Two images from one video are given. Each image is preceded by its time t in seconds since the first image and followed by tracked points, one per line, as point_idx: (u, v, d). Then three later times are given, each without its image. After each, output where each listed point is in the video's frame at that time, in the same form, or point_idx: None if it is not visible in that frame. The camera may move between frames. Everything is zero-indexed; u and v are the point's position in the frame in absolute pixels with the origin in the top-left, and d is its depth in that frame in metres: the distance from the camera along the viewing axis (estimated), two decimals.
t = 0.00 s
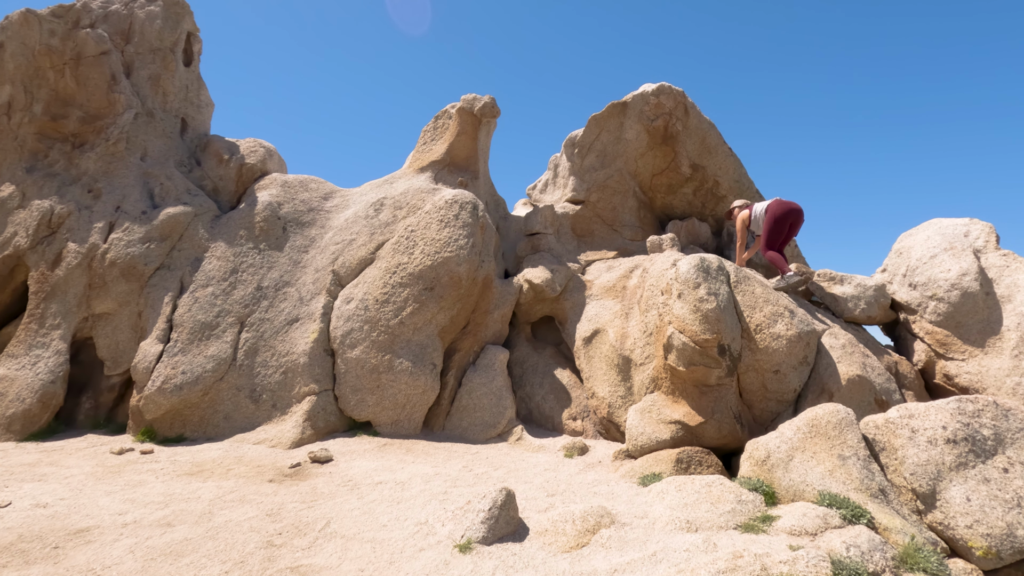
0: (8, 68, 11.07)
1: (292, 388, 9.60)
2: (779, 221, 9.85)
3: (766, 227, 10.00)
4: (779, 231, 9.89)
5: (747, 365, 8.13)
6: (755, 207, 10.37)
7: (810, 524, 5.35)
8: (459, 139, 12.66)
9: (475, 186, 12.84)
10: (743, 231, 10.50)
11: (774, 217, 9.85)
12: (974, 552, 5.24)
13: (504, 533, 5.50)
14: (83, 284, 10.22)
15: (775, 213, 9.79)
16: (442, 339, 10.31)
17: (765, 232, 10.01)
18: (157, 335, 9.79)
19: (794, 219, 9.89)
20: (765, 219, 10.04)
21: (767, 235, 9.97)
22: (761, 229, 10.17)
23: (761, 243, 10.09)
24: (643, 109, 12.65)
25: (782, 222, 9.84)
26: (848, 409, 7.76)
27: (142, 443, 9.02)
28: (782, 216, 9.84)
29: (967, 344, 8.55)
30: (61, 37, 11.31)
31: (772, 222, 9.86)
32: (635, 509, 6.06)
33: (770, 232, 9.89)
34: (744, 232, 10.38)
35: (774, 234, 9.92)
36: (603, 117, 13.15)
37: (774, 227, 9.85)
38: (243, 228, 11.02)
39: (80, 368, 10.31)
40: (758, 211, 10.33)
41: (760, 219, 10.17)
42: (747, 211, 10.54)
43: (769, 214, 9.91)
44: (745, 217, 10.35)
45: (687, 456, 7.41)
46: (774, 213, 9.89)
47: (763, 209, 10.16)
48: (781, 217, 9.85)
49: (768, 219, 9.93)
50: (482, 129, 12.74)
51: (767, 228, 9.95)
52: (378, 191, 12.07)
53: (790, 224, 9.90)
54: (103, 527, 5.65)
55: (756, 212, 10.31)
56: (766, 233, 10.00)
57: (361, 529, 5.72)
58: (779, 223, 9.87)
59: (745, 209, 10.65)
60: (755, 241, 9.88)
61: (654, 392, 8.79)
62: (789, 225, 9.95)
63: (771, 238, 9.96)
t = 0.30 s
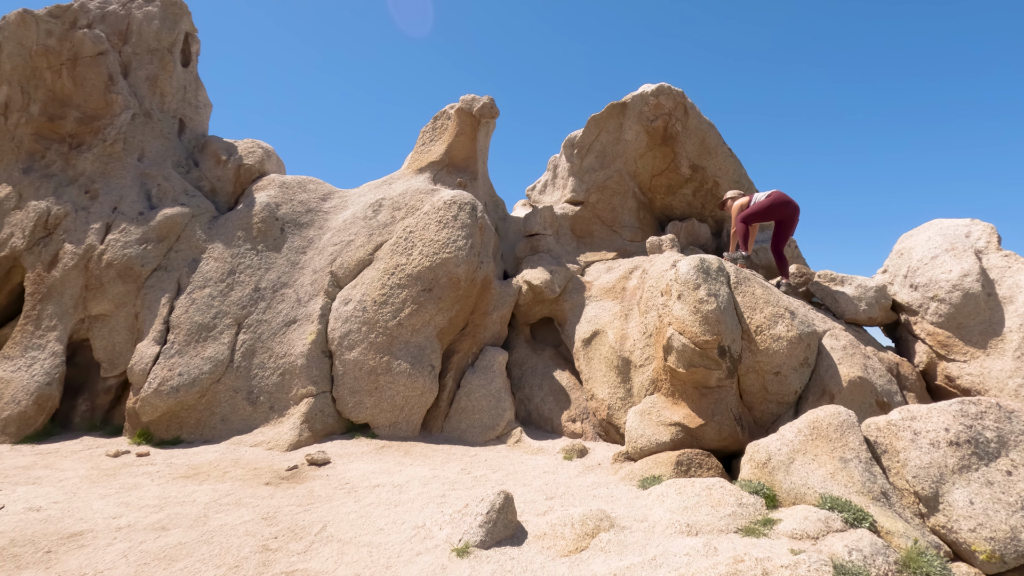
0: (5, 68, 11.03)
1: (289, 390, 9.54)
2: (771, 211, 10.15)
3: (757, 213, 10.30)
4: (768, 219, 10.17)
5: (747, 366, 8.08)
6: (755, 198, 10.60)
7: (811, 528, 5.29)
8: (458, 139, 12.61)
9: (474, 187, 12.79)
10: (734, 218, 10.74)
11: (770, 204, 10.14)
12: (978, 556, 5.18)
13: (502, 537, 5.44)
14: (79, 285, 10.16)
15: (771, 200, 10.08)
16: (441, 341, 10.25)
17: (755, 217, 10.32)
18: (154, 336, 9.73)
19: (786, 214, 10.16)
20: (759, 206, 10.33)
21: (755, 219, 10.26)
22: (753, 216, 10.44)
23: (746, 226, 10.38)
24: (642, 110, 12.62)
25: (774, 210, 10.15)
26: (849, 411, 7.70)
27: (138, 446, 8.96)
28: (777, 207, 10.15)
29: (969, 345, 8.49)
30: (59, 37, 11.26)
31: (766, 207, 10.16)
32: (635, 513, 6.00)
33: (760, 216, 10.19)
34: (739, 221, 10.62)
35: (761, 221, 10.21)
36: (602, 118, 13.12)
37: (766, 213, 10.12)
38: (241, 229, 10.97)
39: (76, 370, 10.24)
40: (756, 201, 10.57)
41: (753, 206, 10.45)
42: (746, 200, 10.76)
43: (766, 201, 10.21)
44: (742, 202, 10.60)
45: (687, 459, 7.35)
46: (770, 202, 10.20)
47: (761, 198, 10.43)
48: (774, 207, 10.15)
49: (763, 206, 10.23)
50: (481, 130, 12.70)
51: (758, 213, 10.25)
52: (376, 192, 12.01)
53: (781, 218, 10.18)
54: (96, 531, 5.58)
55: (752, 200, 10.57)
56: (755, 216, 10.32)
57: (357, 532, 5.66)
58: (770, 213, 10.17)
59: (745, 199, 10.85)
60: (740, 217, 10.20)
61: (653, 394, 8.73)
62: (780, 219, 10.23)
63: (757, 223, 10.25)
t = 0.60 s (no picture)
0: (4, 69, 11.00)
1: (288, 392, 9.48)
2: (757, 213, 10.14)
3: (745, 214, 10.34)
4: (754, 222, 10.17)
5: (749, 367, 8.00)
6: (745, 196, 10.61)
7: (815, 531, 5.22)
8: (458, 140, 12.56)
9: (474, 187, 12.73)
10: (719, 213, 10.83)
11: (758, 205, 10.16)
12: (984, 561, 5.11)
13: (502, 541, 5.38)
14: (77, 287, 10.11)
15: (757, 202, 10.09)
16: (441, 342, 10.18)
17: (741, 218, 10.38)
18: (152, 338, 9.68)
19: (774, 217, 10.17)
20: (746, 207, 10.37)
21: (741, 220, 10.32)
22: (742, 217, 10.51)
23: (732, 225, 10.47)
24: (643, 110, 12.56)
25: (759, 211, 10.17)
26: (853, 412, 7.61)
27: (136, 448, 8.91)
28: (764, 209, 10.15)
29: (974, 346, 8.40)
30: (57, 38, 11.23)
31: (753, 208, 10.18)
32: (636, 516, 5.93)
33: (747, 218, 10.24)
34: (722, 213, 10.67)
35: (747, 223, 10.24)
36: (603, 118, 13.07)
37: (753, 214, 10.14)
38: (240, 230, 10.92)
39: (74, 372, 10.19)
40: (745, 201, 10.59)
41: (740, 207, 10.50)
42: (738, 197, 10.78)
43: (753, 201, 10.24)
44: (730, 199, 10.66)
45: (688, 461, 7.28)
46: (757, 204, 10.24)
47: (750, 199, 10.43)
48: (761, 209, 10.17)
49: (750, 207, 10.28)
50: (481, 130, 12.63)
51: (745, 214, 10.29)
52: (376, 193, 11.95)
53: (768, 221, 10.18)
54: (91, 534, 5.52)
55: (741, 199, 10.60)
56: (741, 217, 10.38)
57: (355, 536, 5.60)
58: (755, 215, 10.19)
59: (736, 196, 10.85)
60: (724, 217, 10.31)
61: (655, 395, 8.66)
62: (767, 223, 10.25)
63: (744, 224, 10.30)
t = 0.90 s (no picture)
0: (3, 71, 10.99)
1: (288, 394, 9.43)
2: (746, 205, 10.45)
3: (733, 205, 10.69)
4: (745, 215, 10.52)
5: (752, 369, 7.93)
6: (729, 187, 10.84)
7: (819, 536, 5.15)
8: (459, 140, 12.50)
9: (475, 188, 12.67)
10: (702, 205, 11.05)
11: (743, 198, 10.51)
12: (991, 566, 5.03)
13: (501, 545, 5.31)
14: (77, 289, 10.09)
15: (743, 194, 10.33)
16: (441, 344, 10.13)
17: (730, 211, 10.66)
18: (151, 340, 9.64)
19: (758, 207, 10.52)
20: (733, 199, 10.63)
21: (731, 214, 10.61)
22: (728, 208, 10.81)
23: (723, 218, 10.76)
24: (644, 110, 12.52)
25: (747, 203, 10.47)
26: (857, 414, 7.52)
27: (136, 451, 8.88)
28: (750, 200, 10.45)
29: (979, 347, 8.31)
30: (57, 40, 11.22)
31: (740, 201, 10.43)
32: (637, 520, 5.85)
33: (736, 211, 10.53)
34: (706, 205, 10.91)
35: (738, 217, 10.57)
36: (604, 118, 13.01)
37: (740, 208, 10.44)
38: (239, 231, 10.88)
39: (73, 374, 10.16)
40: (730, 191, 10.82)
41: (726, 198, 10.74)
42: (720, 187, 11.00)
43: (739, 193, 10.51)
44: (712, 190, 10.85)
45: (690, 463, 7.22)
46: (743, 194, 10.52)
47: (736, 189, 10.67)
48: (748, 200, 10.48)
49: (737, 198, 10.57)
50: (482, 130, 12.57)
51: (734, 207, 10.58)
52: (376, 194, 11.90)
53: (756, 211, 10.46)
54: (87, 539, 5.47)
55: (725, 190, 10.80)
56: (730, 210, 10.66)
57: (353, 540, 5.54)
58: (743, 207, 10.50)
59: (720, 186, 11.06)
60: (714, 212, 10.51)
61: (656, 397, 8.59)
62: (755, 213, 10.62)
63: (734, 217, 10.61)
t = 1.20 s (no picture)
0: (6, 75, 11.02)
1: (289, 396, 9.42)
2: (742, 205, 10.69)
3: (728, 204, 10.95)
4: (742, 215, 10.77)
5: (755, 371, 7.87)
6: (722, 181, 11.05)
7: (823, 539, 5.11)
8: (460, 141, 12.49)
9: (476, 189, 12.65)
10: (698, 200, 11.18)
11: (739, 197, 10.70)
12: (997, 569, 4.98)
13: (502, 548, 5.28)
14: (79, 291, 10.10)
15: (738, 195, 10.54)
16: (442, 345, 10.11)
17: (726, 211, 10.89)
18: (153, 342, 9.64)
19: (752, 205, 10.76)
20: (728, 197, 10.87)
21: (727, 215, 10.83)
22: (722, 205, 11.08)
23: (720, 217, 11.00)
24: (646, 110, 12.52)
25: (741, 204, 10.71)
26: (860, 416, 7.47)
27: (137, 453, 8.88)
28: (744, 199, 10.68)
29: (984, 347, 8.25)
30: (59, 43, 11.24)
31: (735, 202, 10.65)
32: (639, 522, 5.82)
33: (733, 212, 10.75)
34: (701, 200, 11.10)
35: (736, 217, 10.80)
36: (605, 118, 12.98)
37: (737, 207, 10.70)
38: (241, 233, 10.88)
39: (76, 376, 10.17)
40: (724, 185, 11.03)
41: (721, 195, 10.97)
42: (712, 181, 11.19)
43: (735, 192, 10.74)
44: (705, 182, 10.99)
45: (692, 466, 7.18)
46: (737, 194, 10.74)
47: (730, 185, 10.92)
48: (743, 199, 10.70)
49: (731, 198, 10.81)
50: (483, 131, 12.55)
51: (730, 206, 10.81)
52: (377, 195, 11.89)
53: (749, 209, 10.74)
54: (88, 542, 5.47)
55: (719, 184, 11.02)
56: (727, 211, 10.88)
57: (354, 544, 5.52)
58: (740, 207, 10.73)
59: (713, 179, 11.23)
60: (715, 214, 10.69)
61: (659, 399, 8.55)
62: (749, 211, 10.88)
63: (731, 217, 10.85)
